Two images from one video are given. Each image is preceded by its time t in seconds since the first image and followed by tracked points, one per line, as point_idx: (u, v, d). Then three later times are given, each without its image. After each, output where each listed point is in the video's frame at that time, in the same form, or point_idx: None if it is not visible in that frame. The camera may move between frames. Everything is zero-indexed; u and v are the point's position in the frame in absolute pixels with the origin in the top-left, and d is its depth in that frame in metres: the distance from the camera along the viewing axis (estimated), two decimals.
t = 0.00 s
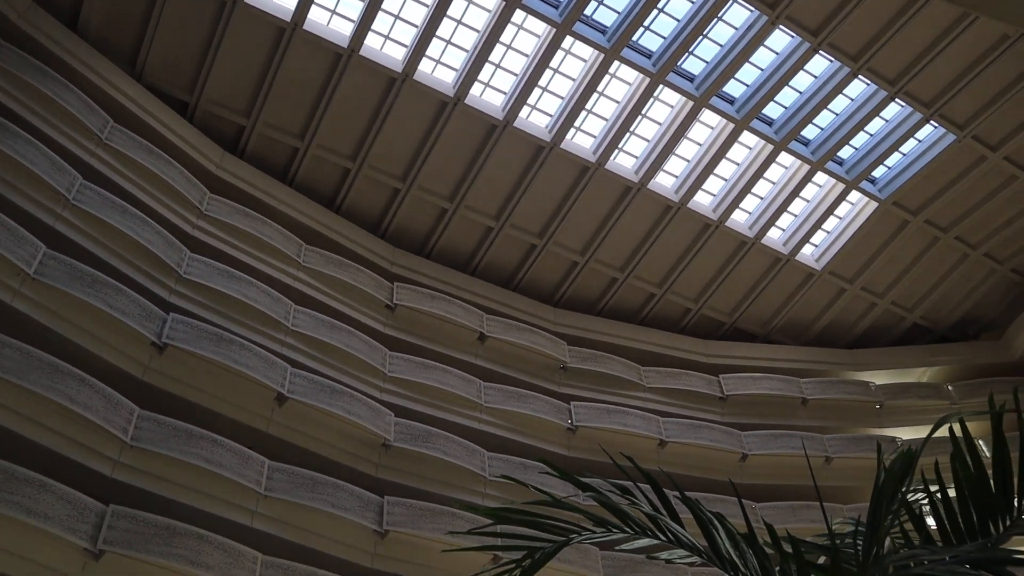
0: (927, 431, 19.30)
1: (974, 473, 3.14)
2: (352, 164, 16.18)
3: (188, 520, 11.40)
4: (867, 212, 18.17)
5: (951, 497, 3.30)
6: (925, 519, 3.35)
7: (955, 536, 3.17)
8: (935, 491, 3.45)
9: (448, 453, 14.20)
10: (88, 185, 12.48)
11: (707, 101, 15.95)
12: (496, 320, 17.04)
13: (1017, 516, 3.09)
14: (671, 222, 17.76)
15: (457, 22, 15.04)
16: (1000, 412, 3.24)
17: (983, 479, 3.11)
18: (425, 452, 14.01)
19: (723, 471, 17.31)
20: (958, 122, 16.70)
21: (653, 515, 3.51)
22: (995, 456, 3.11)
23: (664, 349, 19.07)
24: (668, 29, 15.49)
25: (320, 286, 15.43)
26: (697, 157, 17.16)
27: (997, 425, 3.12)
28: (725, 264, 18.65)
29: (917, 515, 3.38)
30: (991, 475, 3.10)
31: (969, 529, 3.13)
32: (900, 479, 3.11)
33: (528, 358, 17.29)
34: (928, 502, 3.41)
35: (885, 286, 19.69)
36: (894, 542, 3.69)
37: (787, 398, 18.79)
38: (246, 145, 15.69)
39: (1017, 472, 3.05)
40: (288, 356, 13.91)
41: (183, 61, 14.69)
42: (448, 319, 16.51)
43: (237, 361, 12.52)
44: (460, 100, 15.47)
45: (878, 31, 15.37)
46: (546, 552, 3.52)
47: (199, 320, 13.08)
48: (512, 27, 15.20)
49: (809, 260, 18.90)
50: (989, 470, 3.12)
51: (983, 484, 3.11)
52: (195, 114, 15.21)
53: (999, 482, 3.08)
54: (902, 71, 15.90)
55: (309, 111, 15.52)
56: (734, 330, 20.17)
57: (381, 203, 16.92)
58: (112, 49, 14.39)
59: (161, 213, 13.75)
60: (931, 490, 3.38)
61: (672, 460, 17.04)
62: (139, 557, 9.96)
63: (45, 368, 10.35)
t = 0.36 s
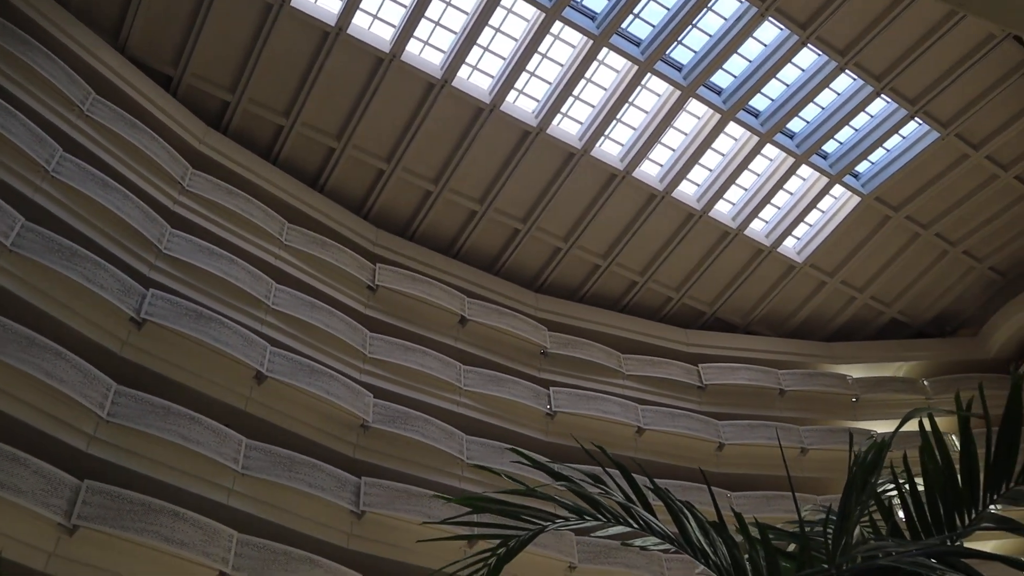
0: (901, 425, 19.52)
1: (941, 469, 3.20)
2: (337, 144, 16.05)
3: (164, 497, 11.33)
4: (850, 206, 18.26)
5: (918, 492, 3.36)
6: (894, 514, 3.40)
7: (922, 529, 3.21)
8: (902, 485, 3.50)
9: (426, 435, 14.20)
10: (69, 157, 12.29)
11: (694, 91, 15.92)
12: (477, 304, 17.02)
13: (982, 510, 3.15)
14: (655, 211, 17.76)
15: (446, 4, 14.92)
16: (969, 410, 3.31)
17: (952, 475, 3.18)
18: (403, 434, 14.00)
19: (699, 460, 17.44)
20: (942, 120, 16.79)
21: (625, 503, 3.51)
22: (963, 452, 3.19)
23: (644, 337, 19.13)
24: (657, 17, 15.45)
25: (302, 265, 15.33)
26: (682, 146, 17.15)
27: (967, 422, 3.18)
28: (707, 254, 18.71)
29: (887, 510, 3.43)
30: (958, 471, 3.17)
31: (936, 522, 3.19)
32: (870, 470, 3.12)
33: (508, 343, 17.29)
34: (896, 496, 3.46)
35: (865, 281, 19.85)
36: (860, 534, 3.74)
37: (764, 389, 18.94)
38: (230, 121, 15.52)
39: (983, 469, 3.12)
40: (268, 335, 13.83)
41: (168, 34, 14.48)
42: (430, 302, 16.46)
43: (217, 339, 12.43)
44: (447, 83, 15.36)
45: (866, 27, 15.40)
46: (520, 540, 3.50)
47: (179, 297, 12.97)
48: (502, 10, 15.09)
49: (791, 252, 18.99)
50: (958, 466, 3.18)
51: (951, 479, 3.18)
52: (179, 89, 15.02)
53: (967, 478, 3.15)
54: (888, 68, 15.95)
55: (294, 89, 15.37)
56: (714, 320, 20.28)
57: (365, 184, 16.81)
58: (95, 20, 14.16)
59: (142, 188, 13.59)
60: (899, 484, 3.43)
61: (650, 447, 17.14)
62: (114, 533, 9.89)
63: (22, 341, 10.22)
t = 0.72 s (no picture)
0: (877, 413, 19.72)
1: (913, 457, 3.20)
2: (322, 117, 15.88)
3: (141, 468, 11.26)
4: (834, 193, 18.31)
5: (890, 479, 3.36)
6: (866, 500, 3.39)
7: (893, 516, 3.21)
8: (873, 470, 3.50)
9: (405, 411, 14.18)
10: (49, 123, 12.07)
11: (683, 74, 15.83)
12: (460, 282, 16.95)
13: (950, 498, 3.16)
14: (640, 193, 17.73)
15: None
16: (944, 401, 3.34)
17: (922, 463, 3.18)
18: (383, 409, 13.97)
19: (677, 442, 17.55)
20: (927, 111, 16.83)
21: (600, 482, 3.49)
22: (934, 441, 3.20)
23: (626, 319, 19.17)
24: None
25: (284, 239, 15.19)
26: (669, 129, 17.10)
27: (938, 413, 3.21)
28: (691, 237, 18.73)
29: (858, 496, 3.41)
30: (929, 459, 3.17)
31: (905, 509, 3.18)
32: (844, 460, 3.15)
33: (490, 322, 17.27)
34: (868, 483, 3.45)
35: (846, 269, 19.96)
36: (833, 521, 3.71)
37: (744, 373, 19.06)
38: (214, 91, 15.32)
39: (953, 458, 3.14)
40: (249, 308, 13.73)
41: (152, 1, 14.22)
42: (412, 279, 16.38)
43: (198, 311, 12.32)
44: (435, 59, 15.19)
45: (855, 15, 15.36)
46: (494, 517, 3.47)
47: (160, 268, 12.84)
48: None
49: (774, 238, 19.04)
50: (928, 454, 3.18)
51: (922, 468, 3.18)
52: (163, 58, 14.79)
53: (937, 466, 3.16)
54: (877, 57, 15.94)
55: (280, 60, 15.16)
56: (697, 304, 20.36)
57: (350, 158, 16.67)
58: None
59: (124, 157, 13.39)
60: (872, 472, 3.42)
61: (628, 428, 17.23)
62: (90, 503, 9.83)
63: None
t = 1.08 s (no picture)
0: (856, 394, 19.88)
1: (887, 440, 3.11)
2: (308, 86, 15.66)
3: (120, 435, 11.18)
4: (820, 176, 18.31)
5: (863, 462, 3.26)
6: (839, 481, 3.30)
7: (865, 499, 3.12)
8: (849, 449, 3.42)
9: (387, 384, 14.14)
10: (30, 84, 11.81)
11: (672, 52, 15.69)
12: (444, 255, 16.86)
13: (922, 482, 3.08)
14: (626, 171, 17.65)
15: None
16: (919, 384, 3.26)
17: (897, 447, 3.08)
18: (364, 381, 13.92)
19: (657, 419, 17.65)
20: (915, 96, 16.83)
21: (576, 456, 3.45)
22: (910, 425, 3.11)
23: (609, 297, 19.18)
24: None
25: (268, 208, 15.02)
26: (658, 107, 16.99)
27: (914, 398, 3.12)
28: (676, 216, 18.71)
29: (830, 476, 3.32)
30: (903, 443, 3.09)
31: (876, 492, 3.10)
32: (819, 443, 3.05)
33: (474, 296, 17.21)
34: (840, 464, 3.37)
35: (829, 252, 20.03)
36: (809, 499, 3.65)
37: (725, 352, 19.15)
38: (199, 56, 15.06)
39: (926, 443, 3.06)
40: (231, 277, 13.59)
41: None
42: (396, 251, 16.27)
43: (180, 279, 12.19)
44: (424, 30, 14.96)
45: None
46: (468, 488, 3.43)
47: (141, 234, 12.67)
48: None
49: (759, 219, 19.04)
50: (902, 437, 3.10)
51: (898, 453, 3.08)
52: (147, 21, 14.50)
53: (911, 450, 3.07)
54: (867, 40, 15.88)
55: (266, 27, 14.89)
56: (680, 282, 20.41)
57: (336, 128, 16.48)
58: None
59: (106, 121, 13.15)
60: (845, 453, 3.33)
61: (609, 404, 17.29)
62: (68, 470, 9.74)
63: None
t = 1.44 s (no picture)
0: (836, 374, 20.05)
1: (852, 414, 3.00)
2: (294, 55, 15.45)
3: (102, 404, 11.12)
4: (806, 156, 18.32)
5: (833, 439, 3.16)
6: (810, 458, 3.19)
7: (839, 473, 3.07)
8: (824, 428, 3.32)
9: (370, 356, 14.11)
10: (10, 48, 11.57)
11: (663, 29, 15.56)
12: (430, 228, 16.77)
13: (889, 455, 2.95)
14: (613, 147, 17.58)
15: None
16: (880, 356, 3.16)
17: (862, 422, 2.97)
18: (348, 354, 13.89)
19: (639, 394, 17.75)
20: (903, 77, 16.82)
21: (553, 430, 3.44)
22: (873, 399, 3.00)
23: (595, 273, 19.21)
24: None
25: (252, 178, 14.87)
26: (646, 84, 16.88)
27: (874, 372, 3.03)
28: (663, 194, 18.70)
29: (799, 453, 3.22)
30: (868, 417, 2.98)
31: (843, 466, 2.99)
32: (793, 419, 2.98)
33: (459, 270, 17.18)
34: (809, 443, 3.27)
35: (814, 232, 20.10)
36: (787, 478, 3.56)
37: (708, 330, 19.25)
38: (184, 23, 14.81)
39: (890, 415, 2.93)
40: (216, 247, 13.48)
41: None
42: (382, 223, 16.17)
43: (163, 249, 12.07)
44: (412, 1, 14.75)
45: None
46: (444, 463, 3.41)
47: (124, 203, 12.52)
48: None
49: (745, 198, 19.06)
50: (868, 411, 2.99)
51: (861, 424, 2.99)
52: None
53: (875, 423, 2.95)
54: (857, 20, 15.82)
55: None
56: (665, 260, 20.45)
57: (322, 98, 16.30)
58: None
59: (88, 87, 12.93)
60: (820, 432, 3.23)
61: (591, 379, 17.37)
62: (49, 438, 9.69)
63: None
